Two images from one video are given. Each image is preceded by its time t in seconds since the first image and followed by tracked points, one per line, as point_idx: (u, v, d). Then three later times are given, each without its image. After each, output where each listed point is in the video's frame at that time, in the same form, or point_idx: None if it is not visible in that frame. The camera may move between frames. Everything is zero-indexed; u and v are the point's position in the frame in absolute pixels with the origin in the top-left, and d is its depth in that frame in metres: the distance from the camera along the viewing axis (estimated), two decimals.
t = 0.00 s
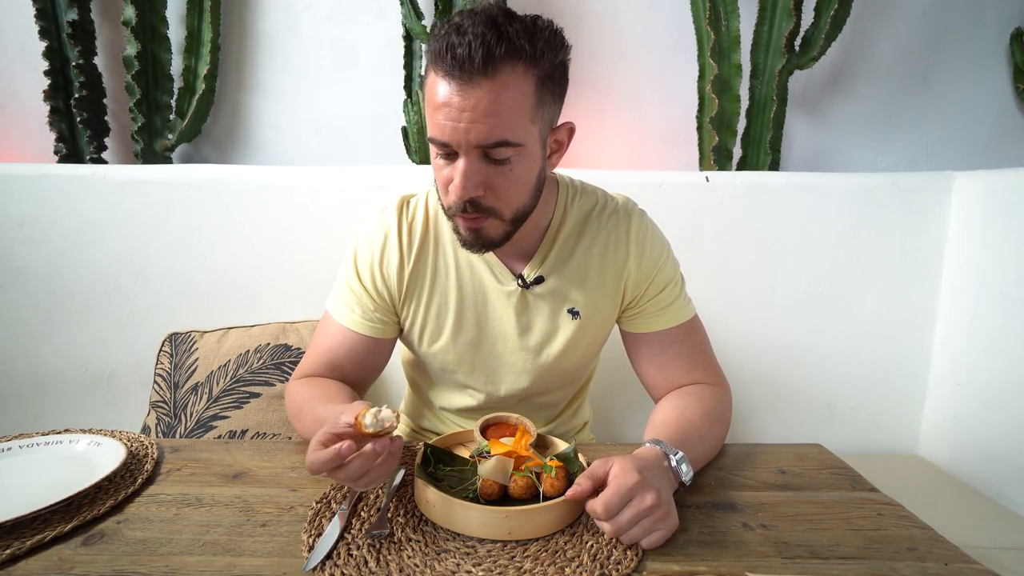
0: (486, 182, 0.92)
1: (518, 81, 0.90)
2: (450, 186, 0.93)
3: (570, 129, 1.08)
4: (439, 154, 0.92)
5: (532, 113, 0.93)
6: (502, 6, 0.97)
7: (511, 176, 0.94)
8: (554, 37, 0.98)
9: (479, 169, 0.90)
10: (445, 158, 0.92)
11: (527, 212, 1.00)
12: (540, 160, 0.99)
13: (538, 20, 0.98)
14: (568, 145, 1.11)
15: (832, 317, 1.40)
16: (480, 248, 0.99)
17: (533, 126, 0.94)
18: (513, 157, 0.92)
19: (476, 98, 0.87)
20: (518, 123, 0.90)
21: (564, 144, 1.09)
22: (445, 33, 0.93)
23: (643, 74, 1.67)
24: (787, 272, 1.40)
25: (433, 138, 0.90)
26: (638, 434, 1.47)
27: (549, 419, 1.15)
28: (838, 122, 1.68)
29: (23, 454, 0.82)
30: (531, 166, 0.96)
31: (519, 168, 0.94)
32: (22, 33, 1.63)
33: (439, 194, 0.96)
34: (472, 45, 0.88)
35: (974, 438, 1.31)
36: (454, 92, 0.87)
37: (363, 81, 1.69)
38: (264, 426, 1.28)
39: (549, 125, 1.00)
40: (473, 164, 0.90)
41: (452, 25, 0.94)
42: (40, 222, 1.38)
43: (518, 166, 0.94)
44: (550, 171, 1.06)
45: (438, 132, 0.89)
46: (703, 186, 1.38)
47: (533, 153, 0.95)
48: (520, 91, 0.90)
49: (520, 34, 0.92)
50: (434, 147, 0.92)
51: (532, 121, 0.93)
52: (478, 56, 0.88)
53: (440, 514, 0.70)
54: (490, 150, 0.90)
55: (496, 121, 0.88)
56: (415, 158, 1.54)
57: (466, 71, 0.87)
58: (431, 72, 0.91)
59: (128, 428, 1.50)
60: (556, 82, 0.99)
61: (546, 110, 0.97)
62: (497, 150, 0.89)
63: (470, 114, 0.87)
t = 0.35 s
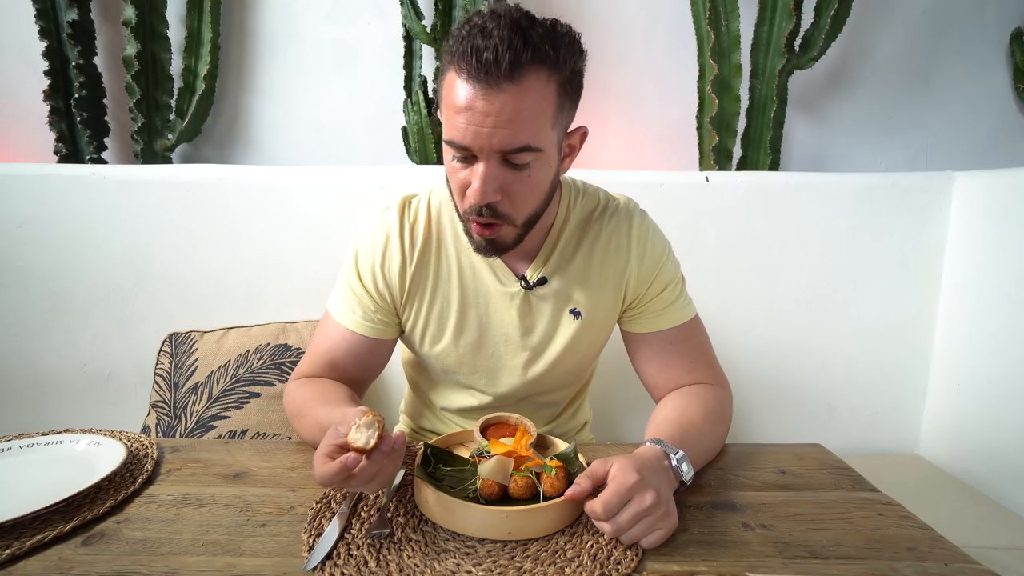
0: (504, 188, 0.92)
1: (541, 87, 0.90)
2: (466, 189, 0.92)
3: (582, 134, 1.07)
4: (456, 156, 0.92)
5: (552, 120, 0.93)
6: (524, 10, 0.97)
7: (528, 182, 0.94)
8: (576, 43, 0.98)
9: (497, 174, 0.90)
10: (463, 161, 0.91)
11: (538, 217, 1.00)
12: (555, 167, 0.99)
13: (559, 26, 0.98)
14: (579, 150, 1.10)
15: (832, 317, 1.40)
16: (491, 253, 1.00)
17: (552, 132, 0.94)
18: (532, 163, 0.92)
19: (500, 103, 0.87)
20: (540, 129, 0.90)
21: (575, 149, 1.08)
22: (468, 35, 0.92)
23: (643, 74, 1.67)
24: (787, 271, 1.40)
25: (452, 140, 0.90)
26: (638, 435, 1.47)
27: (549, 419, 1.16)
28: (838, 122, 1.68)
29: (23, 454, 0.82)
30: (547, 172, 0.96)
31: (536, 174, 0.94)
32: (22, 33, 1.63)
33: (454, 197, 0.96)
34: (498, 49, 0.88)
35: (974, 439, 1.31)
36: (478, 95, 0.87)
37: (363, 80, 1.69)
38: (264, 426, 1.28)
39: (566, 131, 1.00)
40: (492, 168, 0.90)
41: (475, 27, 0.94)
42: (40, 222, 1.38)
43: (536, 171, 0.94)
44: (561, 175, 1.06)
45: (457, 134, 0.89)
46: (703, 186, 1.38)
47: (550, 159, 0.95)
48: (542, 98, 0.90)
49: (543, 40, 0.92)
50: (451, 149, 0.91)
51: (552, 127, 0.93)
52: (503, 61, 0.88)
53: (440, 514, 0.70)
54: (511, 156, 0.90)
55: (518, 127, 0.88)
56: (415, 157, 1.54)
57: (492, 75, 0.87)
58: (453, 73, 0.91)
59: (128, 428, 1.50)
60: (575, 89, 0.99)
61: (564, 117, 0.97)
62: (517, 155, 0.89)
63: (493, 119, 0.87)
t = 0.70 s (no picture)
0: (501, 183, 0.92)
1: (539, 84, 0.91)
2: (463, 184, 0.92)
3: (580, 133, 1.08)
4: (453, 151, 0.92)
5: (550, 117, 0.94)
6: (523, 8, 0.97)
7: (525, 177, 0.94)
8: (573, 42, 0.98)
9: (494, 169, 0.90)
10: (460, 156, 0.91)
11: (537, 214, 1.00)
12: (552, 164, 0.99)
13: (558, 25, 0.99)
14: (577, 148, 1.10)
15: (832, 317, 1.40)
16: (486, 248, 0.99)
17: (550, 129, 0.94)
18: (529, 158, 0.92)
19: (497, 98, 0.87)
20: (537, 125, 0.90)
21: (574, 147, 1.08)
22: (467, 32, 0.93)
23: (643, 75, 1.67)
24: (787, 271, 1.40)
25: (450, 135, 0.90)
26: (638, 435, 1.47)
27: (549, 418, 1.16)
28: (838, 122, 1.68)
29: (23, 454, 0.82)
30: (544, 169, 0.97)
31: (534, 170, 0.94)
32: (22, 34, 1.63)
33: (450, 192, 0.96)
34: (496, 46, 0.88)
35: (974, 439, 1.31)
36: (475, 91, 0.87)
37: (363, 81, 1.69)
38: (264, 426, 1.28)
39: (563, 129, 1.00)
40: (489, 163, 0.90)
41: (474, 24, 0.94)
42: (40, 222, 1.38)
43: (533, 167, 0.94)
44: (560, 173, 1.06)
45: (455, 128, 0.89)
46: (703, 186, 1.38)
47: (547, 156, 0.96)
48: (540, 94, 0.90)
49: (542, 38, 0.93)
50: (448, 144, 0.92)
51: (549, 123, 0.93)
52: (501, 57, 0.88)
53: (440, 514, 0.70)
54: (507, 151, 0.90)
55: (515, 122, 0.88)
56: (415, 157, 1.54)
57: (490, 70, 0.87)
58: (451, 69, 0.91)
59: (129, 428, 1.50)
60: (573, 87, 1.00)
61: (562, 114, 0.98)
62: (514, 151, 0.90)
63: (490, 114, 0.87)
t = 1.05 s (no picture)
0: (531, 172, 0.93)
1: (563, 75, 0.93)
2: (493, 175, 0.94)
3: (589, 121, 1.08)
4: (480, 142, 0.93)
5: (572, 108, 0.96)
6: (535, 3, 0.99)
7: (552, 167, 0.96)
8: (584, 35, 1.00)
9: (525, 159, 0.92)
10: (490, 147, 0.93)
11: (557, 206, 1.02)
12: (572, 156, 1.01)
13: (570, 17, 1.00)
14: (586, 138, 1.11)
15: (832, 317, 1.40)
16: (514, 241, 0.98)
17: (572, 119, 0.96)
18: (555, 148, 0.94)
19: (527, 89, 0.89)
20: (564, 116, 0.93)
21: (582, 137, 1.09)
22: (487, 25, 0.94)
23: (643, 75, 1.67)
24: (786, 272, 1.40)
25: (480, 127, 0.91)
26: (639, 435, 1.47)
27: (548, 413, 1.15)
28: (839, 122, 1.68)
29: (23, 454, 0.82)
30: (566, 160, 0.99)
31: (559, 160, 0.96)
32: (23, 34, 1.63)
33: (478, 184, 0.97)
34: (522, 38, 0.90)
35: (974, 439, 1.31)
36: (505, 82, 0.89)
37: (363, 81, 1.69)
38: (264, 426, 1.28)
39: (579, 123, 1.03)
40: (519, 153, 0.92)
41: (493, 18, 0.95)
42: (40, 222, 1.38)
43: (558, 156, 0.96)
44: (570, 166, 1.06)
45: (483, 120, 0.90)
46: (703, 186, 1.38)
47: (569, 147, 0.98)
48: (564, 84, 0.93)
49: (561, 31, 0.95)
50: (476, 135, 0.93)
51: (572, 114, 0.96)
52: (527, 49, 0.90)
53: (440, 514, 0.70)
54: (536, 139, 0.92)
55: (546, 111, 0.90)
56: (415, 157, 1.54)
57: (518, 61, 0.88)
58: (474, 62, 0.92)
59: (129, 428, 1.50)
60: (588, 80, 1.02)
61: (581, 106, 1.00)
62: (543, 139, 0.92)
63: (521, 103, 0.89)
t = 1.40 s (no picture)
0: (549, 184, 0.92)
1: (585, 91, 0.93)
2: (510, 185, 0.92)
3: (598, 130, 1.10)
4: (499, 151, 0.92)
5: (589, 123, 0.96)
6: (558, 16, 1.00)
7: (569, 180, 0.95)
8: (604, 52, 1.01)
9: (544, 171, 0.91)
10: (509, 157, 0.91)
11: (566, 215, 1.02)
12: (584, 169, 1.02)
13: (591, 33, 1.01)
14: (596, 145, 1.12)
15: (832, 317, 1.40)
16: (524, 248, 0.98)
17: (588, 134, 0.97)
18: (574, 162, 0.94)
19: (551, 102, 0.88)
20: (584, 131, 0.93)
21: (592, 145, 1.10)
22: (511, 36, 0.94)
23: (643, 75, 1.67)
24: (787, 272, 1.40)
25: (500, 136, 0.90)
26: (639, 435, 1.47)
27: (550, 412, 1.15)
28: (839, 122, 1.68)
29: (23, 454, 0.82)
30: (580, 173, 0.99)
31: (576, 174, 0.96)
32: (23, 34, 1.63)
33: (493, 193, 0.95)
34: (548, 52, 0.90)
35: (974, 439, 1.31)
36: (529, 94, 0.88)
37: (363, 81, 1.69)
38: (264, 426, 1.28)
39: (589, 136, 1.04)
40: (539, 164, 0.91)
41: (517, 29, 0.95)
42: (40, 222, 1.38)
43: (575, 170, 0.96)
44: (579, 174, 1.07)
45: (504, 130, 0.89)
46: (703, 186, 1.38)
47: (584, 161, 0.98)
48: (586, 100, 0.93)
49: (584, 47, 0.95)
50: (494, 144, 0.91)
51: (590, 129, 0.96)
52: (553, 62, 0.90)
53: (440, 514, 0.70)
54: (556, 153, 0.92)
55: (568, 126, 0.90)
56: (415, 157, 1.54)
57: (543, 74, 0.88)
58: (496, 70, 0.91)
59: (128, 428, 1.50)
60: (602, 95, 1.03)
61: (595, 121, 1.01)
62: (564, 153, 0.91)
63: (545, 116, 0.88)
